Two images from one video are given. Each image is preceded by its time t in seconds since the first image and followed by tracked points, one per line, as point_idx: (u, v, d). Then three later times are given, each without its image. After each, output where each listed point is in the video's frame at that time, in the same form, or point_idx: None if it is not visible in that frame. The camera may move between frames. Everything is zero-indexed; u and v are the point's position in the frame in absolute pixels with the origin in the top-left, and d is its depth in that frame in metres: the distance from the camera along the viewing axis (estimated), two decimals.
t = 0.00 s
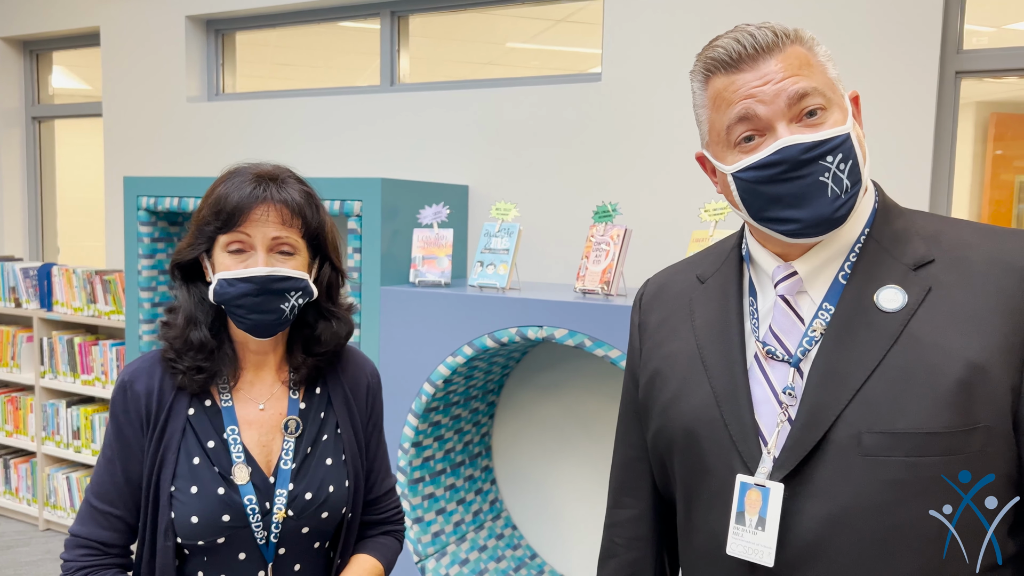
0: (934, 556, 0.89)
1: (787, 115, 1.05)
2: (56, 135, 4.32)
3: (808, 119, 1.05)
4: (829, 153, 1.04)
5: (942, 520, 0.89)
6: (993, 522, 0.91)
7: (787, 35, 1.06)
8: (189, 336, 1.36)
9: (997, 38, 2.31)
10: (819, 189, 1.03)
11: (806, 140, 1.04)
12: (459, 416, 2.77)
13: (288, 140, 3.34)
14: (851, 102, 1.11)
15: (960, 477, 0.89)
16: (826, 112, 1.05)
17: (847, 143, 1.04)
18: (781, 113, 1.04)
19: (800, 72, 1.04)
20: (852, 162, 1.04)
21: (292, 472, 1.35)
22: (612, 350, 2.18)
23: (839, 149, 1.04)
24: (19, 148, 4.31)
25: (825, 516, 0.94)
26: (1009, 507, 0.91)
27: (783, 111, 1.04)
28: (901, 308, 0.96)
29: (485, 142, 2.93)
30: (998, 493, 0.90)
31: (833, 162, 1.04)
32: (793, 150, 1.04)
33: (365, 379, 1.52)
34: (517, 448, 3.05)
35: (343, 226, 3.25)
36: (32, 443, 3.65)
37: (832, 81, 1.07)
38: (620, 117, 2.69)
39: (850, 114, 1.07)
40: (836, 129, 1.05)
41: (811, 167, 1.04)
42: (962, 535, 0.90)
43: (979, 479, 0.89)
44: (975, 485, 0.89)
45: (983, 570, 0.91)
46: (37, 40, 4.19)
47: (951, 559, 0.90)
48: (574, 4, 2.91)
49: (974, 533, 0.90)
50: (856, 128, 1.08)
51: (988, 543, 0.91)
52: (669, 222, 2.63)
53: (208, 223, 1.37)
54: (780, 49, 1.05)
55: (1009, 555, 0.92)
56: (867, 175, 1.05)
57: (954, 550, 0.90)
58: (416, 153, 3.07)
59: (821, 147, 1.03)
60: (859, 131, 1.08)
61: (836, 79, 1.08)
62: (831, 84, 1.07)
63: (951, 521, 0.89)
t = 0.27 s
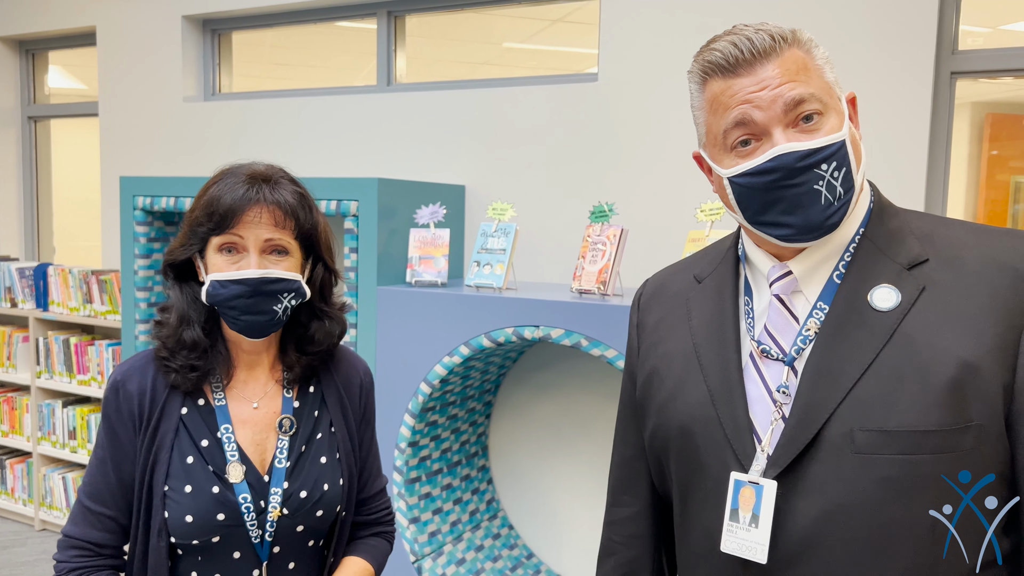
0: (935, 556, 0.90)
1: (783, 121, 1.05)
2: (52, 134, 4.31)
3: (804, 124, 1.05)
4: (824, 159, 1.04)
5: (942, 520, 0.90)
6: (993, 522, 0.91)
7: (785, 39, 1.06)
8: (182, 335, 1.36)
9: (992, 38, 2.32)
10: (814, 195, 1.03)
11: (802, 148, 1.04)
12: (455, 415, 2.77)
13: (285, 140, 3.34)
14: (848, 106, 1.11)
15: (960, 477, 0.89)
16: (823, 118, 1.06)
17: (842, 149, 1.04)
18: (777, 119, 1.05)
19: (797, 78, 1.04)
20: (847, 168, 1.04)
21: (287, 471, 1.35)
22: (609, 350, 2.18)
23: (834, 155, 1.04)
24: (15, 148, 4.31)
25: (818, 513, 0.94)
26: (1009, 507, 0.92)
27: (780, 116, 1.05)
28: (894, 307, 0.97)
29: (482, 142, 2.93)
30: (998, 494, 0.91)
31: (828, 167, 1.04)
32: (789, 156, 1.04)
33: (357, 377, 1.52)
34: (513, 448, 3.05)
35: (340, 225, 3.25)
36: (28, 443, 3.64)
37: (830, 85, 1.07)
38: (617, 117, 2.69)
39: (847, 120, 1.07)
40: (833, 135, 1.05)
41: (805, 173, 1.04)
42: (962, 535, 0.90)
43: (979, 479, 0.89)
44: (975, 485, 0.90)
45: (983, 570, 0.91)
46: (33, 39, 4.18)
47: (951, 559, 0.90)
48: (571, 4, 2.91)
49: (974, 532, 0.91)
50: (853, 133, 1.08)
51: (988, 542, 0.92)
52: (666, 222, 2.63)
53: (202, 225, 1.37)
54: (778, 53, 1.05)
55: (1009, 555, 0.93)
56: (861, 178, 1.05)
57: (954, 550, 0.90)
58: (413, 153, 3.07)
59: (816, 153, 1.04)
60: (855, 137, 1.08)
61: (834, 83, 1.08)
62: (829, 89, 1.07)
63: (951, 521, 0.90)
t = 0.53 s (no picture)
0: (935, 556, 0.91)
1: (777, 121, 1.05)
2: (48, 134, 4.30)
3: (797, 124, 1.06)
4: (818, 159, 1.04)
5: (942, 519, 0.90)
6: (993, 522, 0.92)
7: (780, 39, 1.06)
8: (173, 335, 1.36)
9: (987, 39, 2.33)
10: (807, 195, 1.04)
11: (795, 148, 1.04)
12: (452, 415, 2.77)
13: (281, 140, 3.34)
14: (843, 106, 1.11)
15: (960, 477, 0.90)
16: (817, 118, 1.06)
17: (836, 149, 1.05)
18: (772, 119, 1.05)
19: (790, 78, 1.04)
20: (841, 168, 1.04)
21: (280, 471, 1.35)
22: (605, 349, 2.19)
23: (827, 155, 1.04)
24: (11, 148, 4.30)
25: (812, 511, 0.95)
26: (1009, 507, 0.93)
27: (774, 117, 1.05)
28: (888, 307, 0.97)
29: (479, 141, 2.93)
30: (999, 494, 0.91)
31: (822, 168, 1.04)
32: (783, 156, 1.05)
33: (349, 376, 1.53)
34: (510, 447, 3.05)
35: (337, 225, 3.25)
36: (24, 443, 3.63)
37: (824, 85, 1.08)
38: (614, 117, 2.70)
39: (841, 119, 1.07)
40: (827, 135, 1.05)
41: (799, 173, 1.05)
42: (962, 535, 0.91)
43: (979, 479, 0.90)
44: (975, 485, 0.90)
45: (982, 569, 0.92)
46: (28, 39, 4.17)
47: (951, 559, 0.91)
48: (568, 4, 2.91)
49: (974, 532, 0.91)
50: (847, 134, 1.08)
51: (988, 542, 0.93)
52: (663, 222, 2.63)
53: (194, 225, 1.37)
54: (772, 53, 1.05)
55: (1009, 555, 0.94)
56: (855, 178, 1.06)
57: (954, 550, 0.91)
58: (410, 153, 3.07)
59: (809, 153, 1.04)
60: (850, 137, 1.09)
61: (828, 83, 1.08)
62: (824, 90, 1.07)
63: (951, 521, 0.90)
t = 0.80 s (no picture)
0: (936, 556, 0.91)
1: (773, 121, 1.05)
2: (44, 134, 4.30)
3: (793, 125, 1.06)
4: (813, 159, 1.04)
5: (942, 520, 0.91)
6: (993, 522, 0.93)
7: (776, 40, 1.06)
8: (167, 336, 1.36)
9: (984, 39, 2.33)
10: (802, 194, 1.04)
11: (791, 148, 1.05)
12: (450, 415, 2.77)
13: (279, 140, 3.33)
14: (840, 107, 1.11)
15: (960, 477, 0.90)
16: (813, 118, 1.06)
17: (832, 149, 1.05)
18: (768, 120, 1.05)
19: (786, 79, 1.04)
20: (836, 168, 1.04)
21: (276, 472, 1.35)
22: (603, 349, 2.19)
23: (823, 155, 1.04)
24: (7, 147, 4.29)
25: (809, 510, 0.95)
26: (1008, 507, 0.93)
27: (770, 118, 1.05)
28: (884, 306, 0.97)
29: (477, 141, 2.93)
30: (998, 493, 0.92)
31: (818, 168, 1.04)
32: (778, 156, 1.05)
33: (344, 377, 1.53)
34: (508, 447, 3.05)
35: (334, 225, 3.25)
36: (20, 443, 3.63)
37: (821, 86, 1.08)
38: (611, 117, 2.70)
39: (838, 120, 1.08)
40: (823, 135, 1.05)
41: (795, 173, 1.05)
42: (962, 534, 0.91)
43: (979, 479, 0.90)
44: (975, 485, 0.90)
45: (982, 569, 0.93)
46: (25, 38, 4.16)
47: (951, 559, 0.91)
48: (565, 4, 2.91)
49: (974, 532, 0.92)
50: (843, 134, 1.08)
51: (988, 541, 0.93)
52: (660, 221, 2.64)
53: (187, 225, 1.36)
54: (768, 54, 1.05)
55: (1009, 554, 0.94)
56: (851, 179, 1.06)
57: (954, 550, 0.91)
58: (408, 152, 3.07)
59: (804, 153, 1.04)
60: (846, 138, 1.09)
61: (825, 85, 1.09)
62: (820, 91, 1.07)
63: (951, 521, 0.91)
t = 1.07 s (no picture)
0: (936, 556, 0.91)
1: (773, 119, 1.06)
2: (41, 133, 4.29)
3: (793, 123, 1.06)
4: (813, 155, 1.05)
5: (942, 520, 0.91)
6: (993, 522, 0.93)
7: (777, 39, 1.06)
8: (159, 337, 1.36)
9: (981, 40, 2.34)
10: (801, 191, 1.04)
11: (790, 145, 1.05)
12: (448, 415, 2.77)
13: (276, 139, 3.33)
14: (840, 107, 1.11)
15: (961, 477, 0.90)
16: (813, 116, 1.06)
17: (831, 147, 1.05)
18: (768, 117, 1.05)
19: (786, 77, 1.04)
20: (836, 165, 1.04)
21: (272, 473, 1.35)
22: (601, 349, 2.19)
23: (822, 153, 1.04)
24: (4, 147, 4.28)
25: (805, 508, 0.95)
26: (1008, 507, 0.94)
27: (770, 115, 1.05)
28: (882, 306, 0.97)
29: (474, 141, 2.93)
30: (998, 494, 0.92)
31: (817, 164, 1.05)
32: (777, 153, 1.05)
33: (338, 377, 1.53)
34: (505, 447, 3.05)
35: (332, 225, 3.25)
36: (17, 443, 3.62)
37: (822, 85, 1.08)
38: (609, 117, 2.70)
39: (837, 119, 1.08)
40: (822, 133, 1.05)
41: (795, 170, 1.05)
42: (962, 534, 0.91)
43: (979, 479, 0.91)
44: (975, 485, 0.91)
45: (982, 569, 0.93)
46: (22, 38, 4.15)
47: (950, 559, 0.91)
48: (563, 4, 2.91)
49: (973, 532, 0.92)
50: (842, 134, 1.09)
51: (988, 541, 0.93)
52: (658, 221, 2.64)
53: (180, 224, 1.36)
54: (769, 52, 1.05)
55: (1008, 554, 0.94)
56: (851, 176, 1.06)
57: (953, 550, 0.91)
58: (406, 152, 3.07)
59: (804, 150, 1.05)
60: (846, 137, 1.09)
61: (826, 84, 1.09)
62: (821, 90, 1.07)
63: (951, 521, 0.91)
